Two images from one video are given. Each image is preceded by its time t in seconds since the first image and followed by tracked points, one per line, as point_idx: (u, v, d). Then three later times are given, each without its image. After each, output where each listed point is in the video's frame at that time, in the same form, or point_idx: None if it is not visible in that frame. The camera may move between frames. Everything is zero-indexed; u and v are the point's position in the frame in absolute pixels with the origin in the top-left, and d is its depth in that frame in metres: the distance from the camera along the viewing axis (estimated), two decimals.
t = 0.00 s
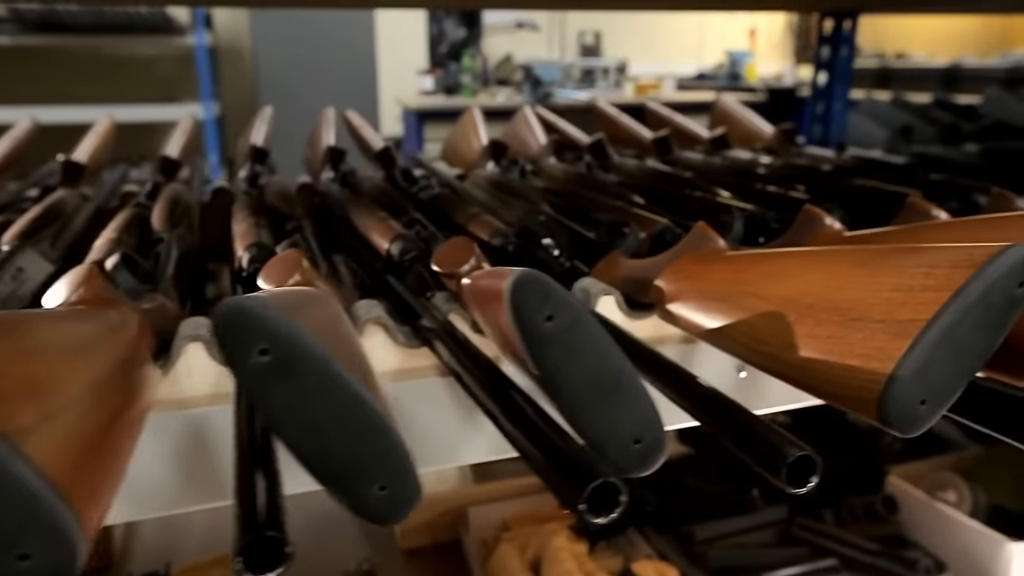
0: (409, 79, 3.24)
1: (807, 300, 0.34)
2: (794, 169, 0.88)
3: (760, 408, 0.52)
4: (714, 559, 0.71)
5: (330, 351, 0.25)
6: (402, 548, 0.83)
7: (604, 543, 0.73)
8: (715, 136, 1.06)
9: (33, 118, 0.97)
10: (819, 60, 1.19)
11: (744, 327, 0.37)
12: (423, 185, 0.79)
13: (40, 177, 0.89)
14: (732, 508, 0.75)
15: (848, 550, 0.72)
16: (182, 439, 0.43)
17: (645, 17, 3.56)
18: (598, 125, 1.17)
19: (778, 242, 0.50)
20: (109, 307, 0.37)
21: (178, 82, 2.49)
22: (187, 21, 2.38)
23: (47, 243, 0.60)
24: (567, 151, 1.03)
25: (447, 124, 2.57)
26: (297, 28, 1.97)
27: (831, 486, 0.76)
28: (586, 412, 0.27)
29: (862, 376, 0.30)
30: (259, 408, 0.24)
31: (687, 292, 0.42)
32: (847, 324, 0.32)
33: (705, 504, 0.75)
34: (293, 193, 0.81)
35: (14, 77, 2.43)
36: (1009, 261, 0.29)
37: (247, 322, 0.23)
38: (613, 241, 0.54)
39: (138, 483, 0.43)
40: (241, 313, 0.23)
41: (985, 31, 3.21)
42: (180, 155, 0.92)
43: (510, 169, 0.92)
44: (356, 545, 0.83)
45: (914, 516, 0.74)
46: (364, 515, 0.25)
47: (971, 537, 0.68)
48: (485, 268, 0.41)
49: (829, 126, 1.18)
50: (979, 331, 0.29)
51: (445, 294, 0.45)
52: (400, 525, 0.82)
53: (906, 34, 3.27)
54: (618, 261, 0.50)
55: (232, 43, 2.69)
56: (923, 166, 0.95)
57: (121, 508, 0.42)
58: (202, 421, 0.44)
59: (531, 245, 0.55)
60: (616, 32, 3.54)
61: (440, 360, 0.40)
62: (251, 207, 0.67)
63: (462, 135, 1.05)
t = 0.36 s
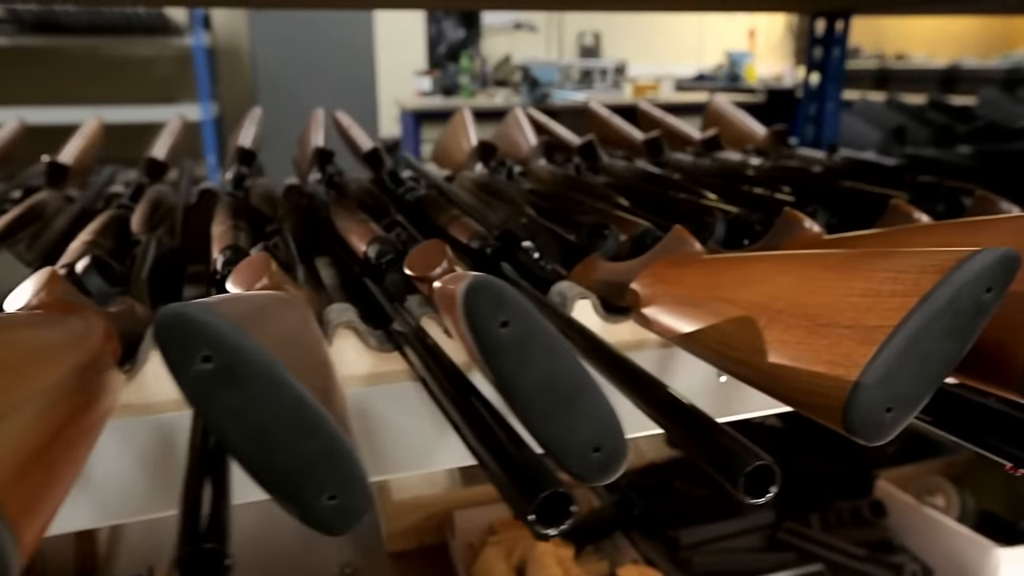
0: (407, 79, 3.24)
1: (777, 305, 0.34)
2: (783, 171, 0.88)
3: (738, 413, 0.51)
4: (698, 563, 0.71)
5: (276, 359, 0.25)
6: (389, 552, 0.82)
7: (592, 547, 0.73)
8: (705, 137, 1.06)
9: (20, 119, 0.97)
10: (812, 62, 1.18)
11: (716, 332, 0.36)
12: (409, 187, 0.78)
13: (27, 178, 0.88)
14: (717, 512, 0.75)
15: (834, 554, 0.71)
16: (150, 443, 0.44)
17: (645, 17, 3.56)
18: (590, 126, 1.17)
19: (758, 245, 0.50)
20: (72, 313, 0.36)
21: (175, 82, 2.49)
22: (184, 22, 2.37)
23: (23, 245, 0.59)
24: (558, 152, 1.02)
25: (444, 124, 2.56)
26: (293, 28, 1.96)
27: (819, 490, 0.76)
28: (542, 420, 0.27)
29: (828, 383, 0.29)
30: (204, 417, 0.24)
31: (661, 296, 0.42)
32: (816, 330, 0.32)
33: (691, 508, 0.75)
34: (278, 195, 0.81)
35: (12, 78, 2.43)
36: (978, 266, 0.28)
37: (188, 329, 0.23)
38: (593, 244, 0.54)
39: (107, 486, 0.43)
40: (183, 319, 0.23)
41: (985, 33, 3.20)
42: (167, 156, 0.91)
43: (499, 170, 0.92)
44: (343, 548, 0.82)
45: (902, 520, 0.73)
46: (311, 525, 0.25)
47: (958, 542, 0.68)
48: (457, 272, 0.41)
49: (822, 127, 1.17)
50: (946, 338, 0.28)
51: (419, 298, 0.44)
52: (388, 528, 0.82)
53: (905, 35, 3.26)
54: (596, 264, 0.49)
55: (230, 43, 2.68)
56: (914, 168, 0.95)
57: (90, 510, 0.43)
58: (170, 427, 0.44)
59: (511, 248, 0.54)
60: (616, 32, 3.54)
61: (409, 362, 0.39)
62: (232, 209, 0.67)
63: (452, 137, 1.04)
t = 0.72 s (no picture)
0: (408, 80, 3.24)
1: (748, 310, 0.33)
2: (776, 172, 0.87)
3: (718, 418, 0.50)
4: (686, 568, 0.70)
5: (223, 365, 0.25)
6: (378, 554, 0.82)
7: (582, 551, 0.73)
8: (699, 138, 1.05)
9: (12, 121, 0.97)
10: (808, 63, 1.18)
11: (688, 337, 0.36)
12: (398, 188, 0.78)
13: (16, 179, 0.88)
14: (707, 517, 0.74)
15: (824, 560, 0.70)
16: (118, 448, 0.43)
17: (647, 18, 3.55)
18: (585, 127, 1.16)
19: (741, 248, 0.49)
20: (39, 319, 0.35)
21: (175, 83, 2.49)
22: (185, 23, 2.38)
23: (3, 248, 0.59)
24: (550, 153, 1.02)
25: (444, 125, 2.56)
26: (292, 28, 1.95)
27: (809, 494, 0.75)
28: (499, 428, 0.26)
29: (795, 390, 0.29)
30: (148, 427, 0.24)
31: (637, 300, 0.41)
32: (786, 335, 0.31)
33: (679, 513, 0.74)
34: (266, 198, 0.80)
35: (14, 78, 2.43)
36: (947, 271, 0.28)
37: (129, 336, 0.23)
38: (574, 246, 0.53)
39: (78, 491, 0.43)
40: (125, 325, 0.23)
41: (989, 33, 3.19)
42: (157, 158, 0.91)
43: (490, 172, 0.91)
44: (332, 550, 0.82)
45: (893, 525, 0.73)
46: (260, 534, 0.24)
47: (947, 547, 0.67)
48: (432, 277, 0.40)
49: (818, 128, 1.17)
50: (915, 345, 0.28)
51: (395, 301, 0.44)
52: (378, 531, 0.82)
53: (908, 35, 3.25)
54: (576, 267, 0.48)
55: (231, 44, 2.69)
56: (909, 169, 0.94)
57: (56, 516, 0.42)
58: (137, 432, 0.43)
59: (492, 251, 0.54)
60: (619, 33, 3.53)
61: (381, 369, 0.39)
62: (216, 210, 0.67)
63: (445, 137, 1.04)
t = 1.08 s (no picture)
0: (410, 80, 3.24)
1: (713, 316, 0.33)
2: (767, 173, 0.86)
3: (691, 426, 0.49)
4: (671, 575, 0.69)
5: (154, 373, 0.24)
6: (364, 559, 0.79)
7: (567, 556, 0.73)
8: (692, 138, 1.04)
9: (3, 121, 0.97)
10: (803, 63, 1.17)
11: (654, 344, 0.35)
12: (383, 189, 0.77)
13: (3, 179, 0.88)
14: (695, 522, 0.73)
15: (810, 566, 0.68)
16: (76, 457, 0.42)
17: (650, 18, 3.54)
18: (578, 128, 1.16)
19: (718, 252, 0.48)
20: None
21: (176, 83, 2.48)
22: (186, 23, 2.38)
23: None
24: (541, 154, 1.01)
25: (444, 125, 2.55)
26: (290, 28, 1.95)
27: (797, 499, 0.75)
28: (443, 439, 0.26)
29: (753, 400, 0.28)
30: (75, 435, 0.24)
31: (606, 304, 0.40)
32: (749, 342, 0.30)
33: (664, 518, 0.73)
34: (252, 200, 0.80)
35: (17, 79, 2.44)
36: (909, 278, 0.27)
37: (51, 346, 0.22)
38: (551, 249, 0.52)
39: (34, 503, 0.42)
40: (48, 335, 0.22)
41: (999, 32, 3.06)
42: (146, 159, 0.91)
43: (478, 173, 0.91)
44: (317, 553, 0.81)
45: (881, 532, 0.72)
46: (192, 542, 0.25)
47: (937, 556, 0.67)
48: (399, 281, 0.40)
49: (813, 129, 1.16)
50: (874, 354, 0.27)
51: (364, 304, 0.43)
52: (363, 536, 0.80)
53: (913, 37, 3.22)
54: (550, 271, 0.48)
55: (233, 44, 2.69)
56: (902, 171, 0.93)
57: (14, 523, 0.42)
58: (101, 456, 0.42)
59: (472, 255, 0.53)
60: (622, 33, 3.52)
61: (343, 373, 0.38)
62: (197, 211, 0.66)
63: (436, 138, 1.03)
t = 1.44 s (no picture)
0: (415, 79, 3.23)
1: (682, 321, 0.32)
2: (762, 174, 0.86)
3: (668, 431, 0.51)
4: None
5: (95, 379, 0.24)
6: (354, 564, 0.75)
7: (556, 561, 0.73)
8: (688, 139, 1.03)
9: None
10: (802, 63, 1.16)
11: (625, 349, 0.35)
12: (373, 190, 0.76)
13: None
14: (686, 527, 0.72)
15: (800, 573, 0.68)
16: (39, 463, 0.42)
17: (656, 17, 3.52)
18: (575, 129, 1.15)
19: (701, 255, 0.48)
20: None
21: (180, 84, 2.48)
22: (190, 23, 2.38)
23: None
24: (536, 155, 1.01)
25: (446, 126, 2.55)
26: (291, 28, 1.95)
27: (789, 504, 0.74)
28: (394, 445, 0.25)
29: (717, 407, 0.27)
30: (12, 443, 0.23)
31: (581, 308, 0.40)
32: (716, 348, 0.30)
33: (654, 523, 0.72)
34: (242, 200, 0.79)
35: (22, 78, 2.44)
36: (876, 284, 0.27)
37: None
38: (533, 251, 0.52)
39: None
40: None
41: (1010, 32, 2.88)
42: (138, 159, 0.91)
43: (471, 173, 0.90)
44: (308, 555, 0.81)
45: (874, 539, 0.71)
46: (134, 551, 0.24)
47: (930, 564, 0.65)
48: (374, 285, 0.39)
49: (812, 130, 1.14)
50: (839, 361, 0.26)
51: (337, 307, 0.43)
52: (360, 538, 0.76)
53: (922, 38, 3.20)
54: (530, 273, 0.47)
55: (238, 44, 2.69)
56: (900, 173, 0.92)
57: None
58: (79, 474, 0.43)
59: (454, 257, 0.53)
60: (628, 33, 3.51)
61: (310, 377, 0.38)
62: (182, 211, 0.66)
63: (431, 140, 1.02)
